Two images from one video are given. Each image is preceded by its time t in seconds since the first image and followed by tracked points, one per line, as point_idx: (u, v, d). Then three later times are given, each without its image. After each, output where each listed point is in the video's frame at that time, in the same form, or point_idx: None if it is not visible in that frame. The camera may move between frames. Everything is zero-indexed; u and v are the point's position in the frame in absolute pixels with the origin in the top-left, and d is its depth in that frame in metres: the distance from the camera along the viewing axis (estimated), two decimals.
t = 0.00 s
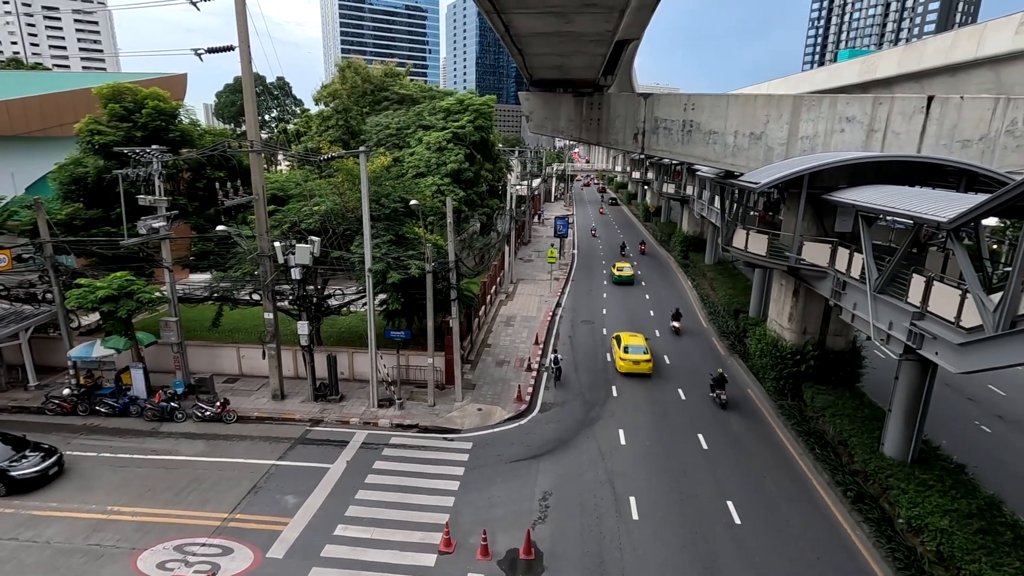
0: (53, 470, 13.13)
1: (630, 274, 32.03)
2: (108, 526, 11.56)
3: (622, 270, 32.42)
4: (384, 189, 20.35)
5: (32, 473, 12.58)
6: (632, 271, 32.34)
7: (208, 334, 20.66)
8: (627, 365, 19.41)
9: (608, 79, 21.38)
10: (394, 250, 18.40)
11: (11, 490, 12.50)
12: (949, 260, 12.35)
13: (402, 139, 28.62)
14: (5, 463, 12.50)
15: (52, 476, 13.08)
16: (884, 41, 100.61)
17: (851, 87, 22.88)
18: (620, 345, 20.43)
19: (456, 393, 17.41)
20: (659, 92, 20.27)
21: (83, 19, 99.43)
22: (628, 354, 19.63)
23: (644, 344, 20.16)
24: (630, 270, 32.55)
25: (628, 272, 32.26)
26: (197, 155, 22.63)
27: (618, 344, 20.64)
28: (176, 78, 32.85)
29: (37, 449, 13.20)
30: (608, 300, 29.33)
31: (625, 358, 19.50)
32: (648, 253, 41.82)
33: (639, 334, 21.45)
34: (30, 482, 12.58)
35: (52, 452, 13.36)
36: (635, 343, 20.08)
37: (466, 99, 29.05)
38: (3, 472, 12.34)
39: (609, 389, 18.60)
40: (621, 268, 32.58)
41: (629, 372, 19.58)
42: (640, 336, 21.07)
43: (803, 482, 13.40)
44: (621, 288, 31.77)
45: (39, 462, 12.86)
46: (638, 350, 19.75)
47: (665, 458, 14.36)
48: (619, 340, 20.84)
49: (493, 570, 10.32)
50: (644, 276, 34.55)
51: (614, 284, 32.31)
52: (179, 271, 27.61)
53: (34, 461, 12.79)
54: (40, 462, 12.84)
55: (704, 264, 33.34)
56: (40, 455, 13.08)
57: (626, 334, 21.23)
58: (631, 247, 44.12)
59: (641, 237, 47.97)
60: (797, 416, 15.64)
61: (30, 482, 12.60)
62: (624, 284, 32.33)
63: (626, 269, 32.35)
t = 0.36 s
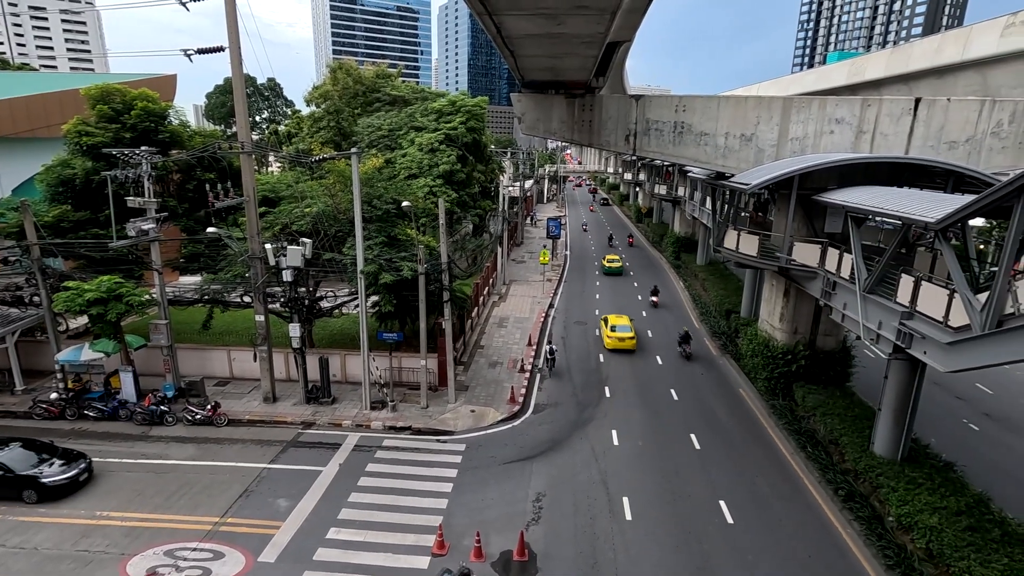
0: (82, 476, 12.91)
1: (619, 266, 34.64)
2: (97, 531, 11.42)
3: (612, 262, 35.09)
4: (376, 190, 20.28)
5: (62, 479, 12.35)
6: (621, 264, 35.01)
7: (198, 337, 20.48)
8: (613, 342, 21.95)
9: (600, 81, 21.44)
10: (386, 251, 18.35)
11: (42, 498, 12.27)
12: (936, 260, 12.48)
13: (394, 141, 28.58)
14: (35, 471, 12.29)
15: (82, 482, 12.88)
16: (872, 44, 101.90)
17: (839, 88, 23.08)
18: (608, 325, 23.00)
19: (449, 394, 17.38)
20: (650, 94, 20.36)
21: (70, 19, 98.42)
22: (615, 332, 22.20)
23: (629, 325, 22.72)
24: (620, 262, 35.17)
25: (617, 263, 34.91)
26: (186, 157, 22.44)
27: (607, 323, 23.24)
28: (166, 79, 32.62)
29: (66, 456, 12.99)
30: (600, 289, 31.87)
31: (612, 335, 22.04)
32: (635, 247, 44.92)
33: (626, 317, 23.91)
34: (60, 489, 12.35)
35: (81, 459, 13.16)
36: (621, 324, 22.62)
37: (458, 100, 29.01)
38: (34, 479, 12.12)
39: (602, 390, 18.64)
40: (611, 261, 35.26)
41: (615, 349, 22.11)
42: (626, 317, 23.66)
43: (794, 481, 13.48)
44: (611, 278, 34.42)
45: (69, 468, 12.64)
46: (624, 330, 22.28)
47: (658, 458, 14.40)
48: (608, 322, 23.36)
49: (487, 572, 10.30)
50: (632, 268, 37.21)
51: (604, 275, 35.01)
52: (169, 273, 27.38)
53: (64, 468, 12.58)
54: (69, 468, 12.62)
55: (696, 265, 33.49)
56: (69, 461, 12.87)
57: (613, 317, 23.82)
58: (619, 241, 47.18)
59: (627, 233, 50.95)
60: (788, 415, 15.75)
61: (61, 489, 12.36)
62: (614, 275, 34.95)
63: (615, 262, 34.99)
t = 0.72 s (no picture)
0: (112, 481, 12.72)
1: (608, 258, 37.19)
2: (87, 537, 11.30)
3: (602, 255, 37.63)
4: (368, 192, 20.24)
5: (93, 485, 12.18)
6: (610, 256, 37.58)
7: (190, 340, 20.32)
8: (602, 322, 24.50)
9: (592, 83, 21.49)
10: (379, 253, 18.31)
11: (75, 504, 12.10)
12: (925, 260, 12.59)
13: (387, 142, 28.54)
14: (66, 476, 12.10)
15: (113, 487, 12.70)
16: (862, 46, 102.90)
17: (830, 90, 23.26)
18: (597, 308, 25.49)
19: (443, 396, 17.34)
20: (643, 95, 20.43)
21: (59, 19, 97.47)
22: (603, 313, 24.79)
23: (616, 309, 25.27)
24: (610, 255, 37.74)
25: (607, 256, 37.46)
26: (177, 158, 22.26)
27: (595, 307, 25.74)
28: (156, 80, 32.42)
29: (95, 461, 12.80)
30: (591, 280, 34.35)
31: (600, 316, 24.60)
32: (624, 243, 47.06)
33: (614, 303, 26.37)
34: (93, 495, 12.19)
35: (110, 463, 12.97)
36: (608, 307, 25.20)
37: (451, 101, 28.94)
38: (65, 485, 11.94)
39: (596, 391, 18.66)
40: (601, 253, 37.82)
41: (604, 328, 24.64)
42: (614, 302, 26.20)
43: (787, 480, 13.54)
44: (601, 270, 37.02)
45: (100, 473, 12.48)
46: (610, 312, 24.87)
47: (651, 458, 14.44)
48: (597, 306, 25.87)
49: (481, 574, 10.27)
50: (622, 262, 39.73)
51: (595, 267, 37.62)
52: (160, 275, 27.18)
53: (94, 474, 12.40)
54: (99, 474, 12.44)
55: (688, 265, 33.62)
56: (99, 466, 12.70)
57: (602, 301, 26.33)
58: (608, 237, 49.92)
59: (617, 231, 52.89)
60: (781, 415, 15.85)
61: (92, 495, 12.19)
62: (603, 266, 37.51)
63: (606, 254, 37.57)
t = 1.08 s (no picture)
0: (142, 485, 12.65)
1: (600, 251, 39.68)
2: (78, 541, 11.19)
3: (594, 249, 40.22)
4: (362, 193, 20.22)
5: (125, 488, 12.11)
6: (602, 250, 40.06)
7: (182, 342, 20.20)
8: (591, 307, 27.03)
9: (586, 84, 21.57)
10: (373, 255, 18.25)
11: (107, 507, 12.00)
12: (916, 260, 12.69)
13: (381, 143, 28.52)
14: (98, 480, 12.00)
15: (142, 491, 12.63)
16: (852, 49, 103.79)
17: (821, 92, 23.40)
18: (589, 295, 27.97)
19: (437, 398, 17.31)
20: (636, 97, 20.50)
21: (49, 19, 96.67)
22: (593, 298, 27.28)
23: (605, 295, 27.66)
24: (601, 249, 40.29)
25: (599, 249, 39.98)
26: (169, 160, 22.13)
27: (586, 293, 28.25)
28: (148, 81, 32.22)
29: (123, 464, 12.70)
30: (584, 272, 36.87)
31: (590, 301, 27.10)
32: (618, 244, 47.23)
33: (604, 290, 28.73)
34: (125, 498, 12.11)
35: (138, 467, 12.88)
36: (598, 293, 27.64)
37: (445, 102, 28.91)
38: (98, 489, 11.84)
39: (590, 391, 18.69)
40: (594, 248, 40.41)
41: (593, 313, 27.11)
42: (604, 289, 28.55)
43: (781, 480, 13.61)
44: (593, 263, 39.58)
45: (131, 477, 12.40)
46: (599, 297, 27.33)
47: (646, 459, 14.48)
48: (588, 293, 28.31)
49: None
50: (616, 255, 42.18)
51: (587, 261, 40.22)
52: (151, 277, 27.01)
53: (125, 477, 12.32)
54: (129, 477, 12.36)
55: (682, 266, 33.76)
56: (129, 469, 12.60)
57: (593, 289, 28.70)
58: (599, 233, 52.65)
59: (611, 232, 53.10)
60: (774, 415, 15.94)
61: (124, 498, 12.11)
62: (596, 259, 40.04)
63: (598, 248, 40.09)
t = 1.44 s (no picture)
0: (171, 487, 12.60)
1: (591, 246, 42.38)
2: (68, 547, 11.08)
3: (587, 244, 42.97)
4: (356, 195, 20.17)
5: (156, 491, 12.06)
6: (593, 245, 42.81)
7: (174, 345, 20.08)
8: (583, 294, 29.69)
9: (580, 85, 21.61)
10: (367, 256, 18.20)
11: (137, 511, 11.94)
12: (907, 261, 12.80)
13: (374, 145, 28.49)
14: (128, 484, 11.93)
15: (172, 494, 12.59)
16: (843, 51, 104.62)
17: (813, 94, 23.57)
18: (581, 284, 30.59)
19: (432, 400, 17.26)
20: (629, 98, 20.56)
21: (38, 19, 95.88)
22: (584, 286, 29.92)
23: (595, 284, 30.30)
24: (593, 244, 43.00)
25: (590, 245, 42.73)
26: (162, 161, 21.99)
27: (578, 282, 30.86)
28: (140, 82, 32.05)
29: (151, 467, 12.63)
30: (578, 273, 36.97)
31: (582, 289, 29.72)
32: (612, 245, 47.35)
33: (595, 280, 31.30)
34: (156, 502, 12.06)
35: (165, 469, 12.82)
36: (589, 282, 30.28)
37: (439, 104, 28.90)
38: (129, 493, 11.78)
39: (585, 392, 18.70)
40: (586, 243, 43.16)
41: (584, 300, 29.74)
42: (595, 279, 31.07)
43: (774, 480, 13.68)
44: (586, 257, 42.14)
45: (160, 480, 12.35)
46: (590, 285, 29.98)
47: (640, 459, 14.51)
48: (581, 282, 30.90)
49: None
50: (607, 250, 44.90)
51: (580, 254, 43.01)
52: (143, 280, 26.83)
53: (154, 480, 12.26)
54: (158, 480, 12.30)
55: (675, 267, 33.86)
56: (158, 473, 12.55)
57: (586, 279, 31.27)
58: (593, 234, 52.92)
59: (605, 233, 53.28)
60: (767, 415, 16.01)
61: (154, 502, 12.05)
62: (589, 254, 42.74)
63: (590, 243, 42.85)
